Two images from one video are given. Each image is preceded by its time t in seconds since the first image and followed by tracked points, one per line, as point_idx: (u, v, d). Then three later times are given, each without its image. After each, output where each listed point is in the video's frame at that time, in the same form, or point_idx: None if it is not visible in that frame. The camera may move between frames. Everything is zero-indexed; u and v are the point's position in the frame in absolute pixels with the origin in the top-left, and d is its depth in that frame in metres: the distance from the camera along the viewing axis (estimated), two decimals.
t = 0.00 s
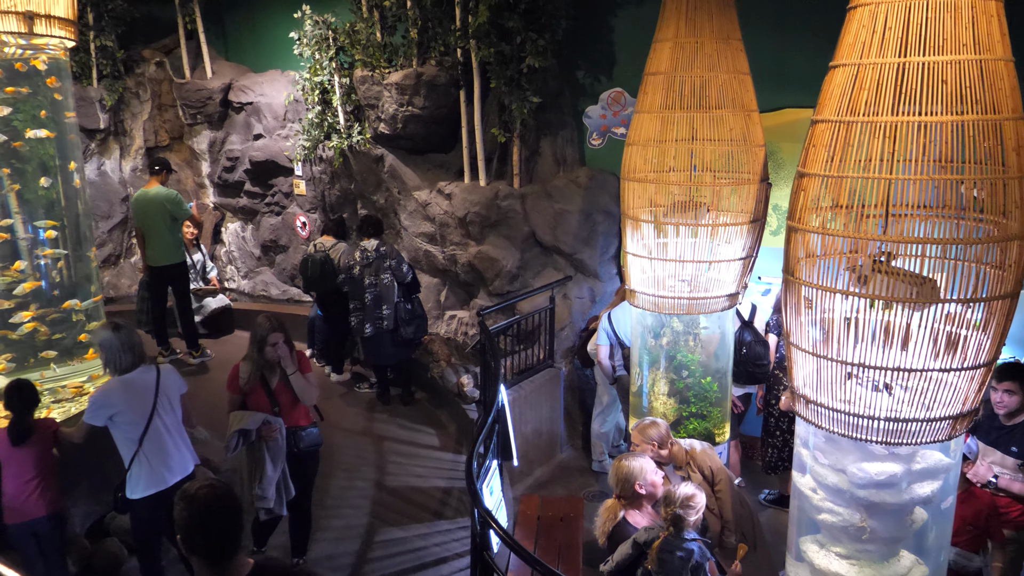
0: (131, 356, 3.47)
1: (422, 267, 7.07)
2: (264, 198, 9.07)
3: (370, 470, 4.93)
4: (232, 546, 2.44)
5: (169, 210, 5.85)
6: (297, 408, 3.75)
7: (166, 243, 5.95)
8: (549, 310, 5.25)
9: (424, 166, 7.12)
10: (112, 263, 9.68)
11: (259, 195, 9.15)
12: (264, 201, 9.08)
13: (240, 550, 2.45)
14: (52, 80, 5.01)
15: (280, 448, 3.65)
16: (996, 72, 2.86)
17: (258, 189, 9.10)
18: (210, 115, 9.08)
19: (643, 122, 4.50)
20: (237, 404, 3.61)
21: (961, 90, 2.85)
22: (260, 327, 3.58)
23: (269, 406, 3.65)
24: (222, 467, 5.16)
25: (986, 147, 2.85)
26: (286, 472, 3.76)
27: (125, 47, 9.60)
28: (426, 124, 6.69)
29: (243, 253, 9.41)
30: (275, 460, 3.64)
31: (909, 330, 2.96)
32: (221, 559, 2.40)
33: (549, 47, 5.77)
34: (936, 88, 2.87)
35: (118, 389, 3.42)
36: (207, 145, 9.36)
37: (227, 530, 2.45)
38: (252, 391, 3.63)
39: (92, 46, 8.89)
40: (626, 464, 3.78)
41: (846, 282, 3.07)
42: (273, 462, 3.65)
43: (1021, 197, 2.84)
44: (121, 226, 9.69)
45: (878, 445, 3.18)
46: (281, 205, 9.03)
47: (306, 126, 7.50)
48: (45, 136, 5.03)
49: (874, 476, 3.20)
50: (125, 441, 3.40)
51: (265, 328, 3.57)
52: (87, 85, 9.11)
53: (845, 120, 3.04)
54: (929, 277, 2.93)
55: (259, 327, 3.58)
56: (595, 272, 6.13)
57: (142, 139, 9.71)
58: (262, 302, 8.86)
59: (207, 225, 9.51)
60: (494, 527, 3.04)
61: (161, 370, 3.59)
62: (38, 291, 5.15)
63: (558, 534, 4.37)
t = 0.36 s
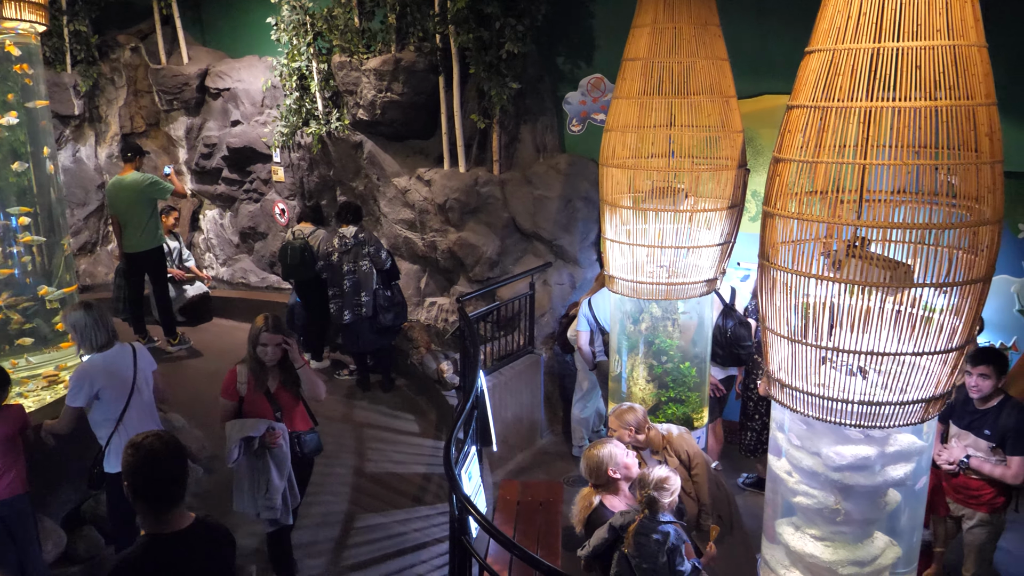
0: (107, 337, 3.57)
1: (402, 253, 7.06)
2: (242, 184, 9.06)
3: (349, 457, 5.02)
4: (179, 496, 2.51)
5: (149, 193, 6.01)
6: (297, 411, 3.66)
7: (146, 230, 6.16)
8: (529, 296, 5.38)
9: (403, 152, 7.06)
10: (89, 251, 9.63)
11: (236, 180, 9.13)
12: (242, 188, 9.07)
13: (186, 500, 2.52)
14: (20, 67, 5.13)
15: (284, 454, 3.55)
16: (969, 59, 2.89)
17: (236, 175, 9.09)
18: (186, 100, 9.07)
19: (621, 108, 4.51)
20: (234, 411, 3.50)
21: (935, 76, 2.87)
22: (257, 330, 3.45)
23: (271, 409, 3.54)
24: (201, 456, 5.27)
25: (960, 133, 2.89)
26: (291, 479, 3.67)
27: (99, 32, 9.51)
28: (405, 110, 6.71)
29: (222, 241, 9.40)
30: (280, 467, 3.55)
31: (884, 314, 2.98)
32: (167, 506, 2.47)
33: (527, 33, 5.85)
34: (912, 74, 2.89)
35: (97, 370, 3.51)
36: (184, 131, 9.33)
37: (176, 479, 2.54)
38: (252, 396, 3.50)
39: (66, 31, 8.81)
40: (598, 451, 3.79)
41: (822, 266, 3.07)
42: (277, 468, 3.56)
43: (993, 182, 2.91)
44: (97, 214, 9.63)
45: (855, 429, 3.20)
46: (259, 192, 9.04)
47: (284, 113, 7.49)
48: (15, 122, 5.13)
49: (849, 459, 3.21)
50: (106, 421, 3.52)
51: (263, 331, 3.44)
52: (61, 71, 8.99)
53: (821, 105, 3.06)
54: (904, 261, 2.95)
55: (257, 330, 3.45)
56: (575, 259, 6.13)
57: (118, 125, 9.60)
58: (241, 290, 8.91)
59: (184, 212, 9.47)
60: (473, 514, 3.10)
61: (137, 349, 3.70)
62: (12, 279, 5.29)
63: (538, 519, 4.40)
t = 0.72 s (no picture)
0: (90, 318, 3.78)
1: (376, 244, 7.07)
2: (215, 174, 9.04)
3: (323, 446, 5.09)
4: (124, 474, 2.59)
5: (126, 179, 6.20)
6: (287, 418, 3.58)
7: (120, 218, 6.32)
8: (504, 286, 5.50)
9: (378, 142, 7.07)
10: (59, 242, 9.57)
11: (209, 171, 9.07)
12: (215, 178, 9.04)
13: (130, 478, 2.60)
14: None
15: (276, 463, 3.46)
16: (936, 49, 2.91)
17: (208, 165, 9.03)
18: (157, 89, 9.06)
19: (594, 98, 4.52)
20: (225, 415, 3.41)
21: (902, 66, 2.89)
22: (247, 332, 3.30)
23: (263, 416, 3.45)
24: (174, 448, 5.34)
25: (926, 123, 2.91)
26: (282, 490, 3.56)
27: (67, 19, 9.40)
28: (378, 99, 6.69)
29: (195, 232, 9.37)
30: (272, 477, 3.45)
31: (851, 301, 3.02)
32: (111, 483, 2.55)
33: (501, 23, 5.87)
34: (878, 64, 2.90)
35: (100, 348, 3.78)
36: (156, 121, 9.26)
37: (124, 457, 2.61)
38: (243, 401, 3.42)
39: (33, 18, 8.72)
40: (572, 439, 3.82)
41: (791, 256, 3.10)
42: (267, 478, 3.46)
43: (958, 171, 2.95)
44: (67, 204, 9.57)
45: (824, 417, 3.22)
46: (232, 182, 9.05)
47: (257, 102, 7.45)
48: None
49: (817, 445, 3.23)
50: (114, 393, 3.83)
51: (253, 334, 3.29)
52: (29, 60, 8.97)
53: (791, 96, 3.07)
54: (872, 251, 3.00)
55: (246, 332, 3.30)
56: (549, 248, 6.14)
57: (88, 114, 9.51)
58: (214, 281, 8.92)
59: (156, 202, 9.43)
60: (448, 503, 3.09)
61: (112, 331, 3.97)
62: None
63: (512, 506, 4.47)
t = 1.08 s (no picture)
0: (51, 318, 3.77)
1: (336, 244, 7.06)
2: (170, 174, 8.96)
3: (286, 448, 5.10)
4: (26, 482, 2.42)
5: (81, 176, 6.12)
6: (284, 450, 3.36)
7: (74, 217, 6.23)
8: (464, 285, 5.58)
9: (336, 141, 6.99)
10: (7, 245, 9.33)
11: (164, 170, 8.98)
12: (170, 178, 8.97)
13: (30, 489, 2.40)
14: None
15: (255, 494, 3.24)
16: (886, 47, 2.92)
17: (163, 165, 8.94)
18: (109, 88, 8.94)
19: (553, 96, 4.53)
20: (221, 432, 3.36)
21: (856, 64, 2.89)
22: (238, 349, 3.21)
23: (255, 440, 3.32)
24: (132, 452, 5.25)
25: (877, 119, 2.91)
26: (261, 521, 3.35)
27: (15, 16, 9.21)
28: (337, 97, 6.66)
29: (149, 232, 9.19)
30: (247, 507, 3.24)
31: (808, 296, 2.97)
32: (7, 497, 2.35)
33: (460, 21, 5.92)
34: (833, 62, 2.91)
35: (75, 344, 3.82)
36: (107, 120, 9.15)
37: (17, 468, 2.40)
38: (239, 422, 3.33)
39: None
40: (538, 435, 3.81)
41: (748, 250, 3.04)
42: (245, 507, 3.26)
43: (909, 166, 2.94)
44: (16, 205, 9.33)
45: (785, 410, 3.15)
46: (188, 182, 8.99)
47: (212, 100, 7.42)
48: None
49: (775, 437, 3.17)
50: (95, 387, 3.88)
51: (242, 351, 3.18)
52: None
53: (748, 92, 3.04)
54: (827, 245, 2.95)
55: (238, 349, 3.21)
56: (509, 246, 6.27)
57: (37, 113, 9.35)
58: (170, 282, 8.82)
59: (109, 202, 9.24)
60: (412, 501, 3.07)
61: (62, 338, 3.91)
62: None
63: (477, 503, 4.47)
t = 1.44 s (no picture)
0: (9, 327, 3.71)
1: (294, 245, 7.06)
2: (122, 175, 8.82)
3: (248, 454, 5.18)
4: None
5: (30, 177, 6.01)
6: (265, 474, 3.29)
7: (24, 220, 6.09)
8: (426, 284, 5.58)
9: (292, 141, 7.00)
10: None
11: (115, 172, 8.84)
12: (122, 179, 8.83)
13: None
14: None
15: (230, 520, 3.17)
16: (844, 44, 2.91)
17: (115, 166, 8.79)
18: (58, 88, 8.71)
19: (513, 94, 4.51)
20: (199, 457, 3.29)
21: (814, 61, 2.86)
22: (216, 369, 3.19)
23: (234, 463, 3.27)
24: (89, 460, 5.15)
25: (835, 116, 2.89)
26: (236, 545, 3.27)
27: None
28: (294, 97, 6.65)
29: (101, 236, 9.04)
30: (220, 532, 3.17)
31: (769, 293, 2.94)
32: None
33: (418, 19, 5.96)
34: (791, 59, 2.87)
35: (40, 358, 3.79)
36: (57, 120, 8.96)
37: None
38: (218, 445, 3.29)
39: None
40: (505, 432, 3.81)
41: (710, 246, 3.00)
42: (217, 533, 3.18)
43: (867, 163, 2.92)
44: None
45: (749, 404, 3.12)
46: (142, 183, 8.87)
47: (165, 100, 7.31)
48: None
49: (738, 431, 3.15)
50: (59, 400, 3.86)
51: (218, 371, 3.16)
52: None
53: (707, 90, 3.00)
54: (787, 241, 2.92)
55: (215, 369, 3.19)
56: (471, 245, 6.33)
57: None
58: (125, 285, 8.69)
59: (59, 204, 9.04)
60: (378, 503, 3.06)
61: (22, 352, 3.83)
62: None
63: (442, 504, 4.46)
